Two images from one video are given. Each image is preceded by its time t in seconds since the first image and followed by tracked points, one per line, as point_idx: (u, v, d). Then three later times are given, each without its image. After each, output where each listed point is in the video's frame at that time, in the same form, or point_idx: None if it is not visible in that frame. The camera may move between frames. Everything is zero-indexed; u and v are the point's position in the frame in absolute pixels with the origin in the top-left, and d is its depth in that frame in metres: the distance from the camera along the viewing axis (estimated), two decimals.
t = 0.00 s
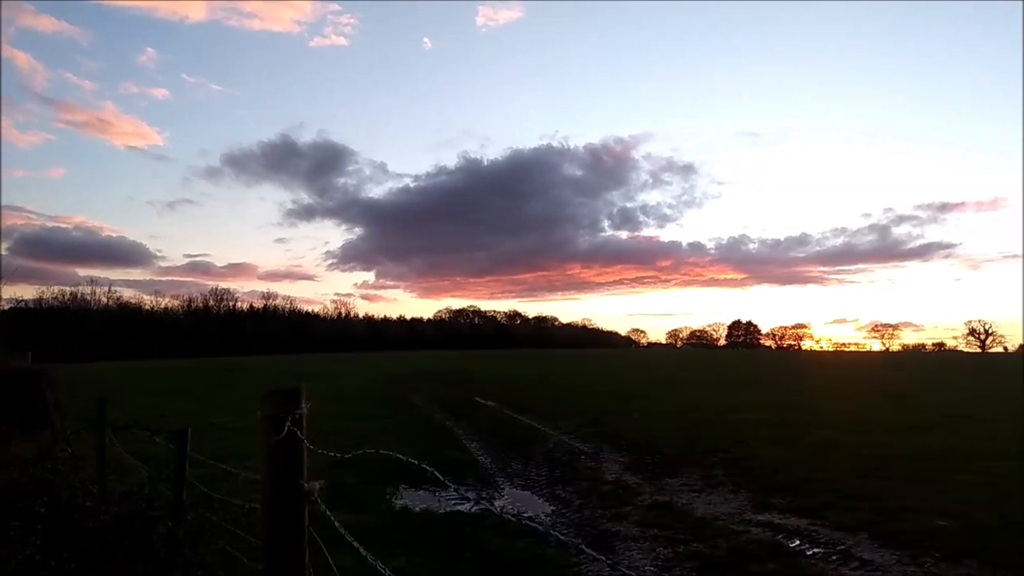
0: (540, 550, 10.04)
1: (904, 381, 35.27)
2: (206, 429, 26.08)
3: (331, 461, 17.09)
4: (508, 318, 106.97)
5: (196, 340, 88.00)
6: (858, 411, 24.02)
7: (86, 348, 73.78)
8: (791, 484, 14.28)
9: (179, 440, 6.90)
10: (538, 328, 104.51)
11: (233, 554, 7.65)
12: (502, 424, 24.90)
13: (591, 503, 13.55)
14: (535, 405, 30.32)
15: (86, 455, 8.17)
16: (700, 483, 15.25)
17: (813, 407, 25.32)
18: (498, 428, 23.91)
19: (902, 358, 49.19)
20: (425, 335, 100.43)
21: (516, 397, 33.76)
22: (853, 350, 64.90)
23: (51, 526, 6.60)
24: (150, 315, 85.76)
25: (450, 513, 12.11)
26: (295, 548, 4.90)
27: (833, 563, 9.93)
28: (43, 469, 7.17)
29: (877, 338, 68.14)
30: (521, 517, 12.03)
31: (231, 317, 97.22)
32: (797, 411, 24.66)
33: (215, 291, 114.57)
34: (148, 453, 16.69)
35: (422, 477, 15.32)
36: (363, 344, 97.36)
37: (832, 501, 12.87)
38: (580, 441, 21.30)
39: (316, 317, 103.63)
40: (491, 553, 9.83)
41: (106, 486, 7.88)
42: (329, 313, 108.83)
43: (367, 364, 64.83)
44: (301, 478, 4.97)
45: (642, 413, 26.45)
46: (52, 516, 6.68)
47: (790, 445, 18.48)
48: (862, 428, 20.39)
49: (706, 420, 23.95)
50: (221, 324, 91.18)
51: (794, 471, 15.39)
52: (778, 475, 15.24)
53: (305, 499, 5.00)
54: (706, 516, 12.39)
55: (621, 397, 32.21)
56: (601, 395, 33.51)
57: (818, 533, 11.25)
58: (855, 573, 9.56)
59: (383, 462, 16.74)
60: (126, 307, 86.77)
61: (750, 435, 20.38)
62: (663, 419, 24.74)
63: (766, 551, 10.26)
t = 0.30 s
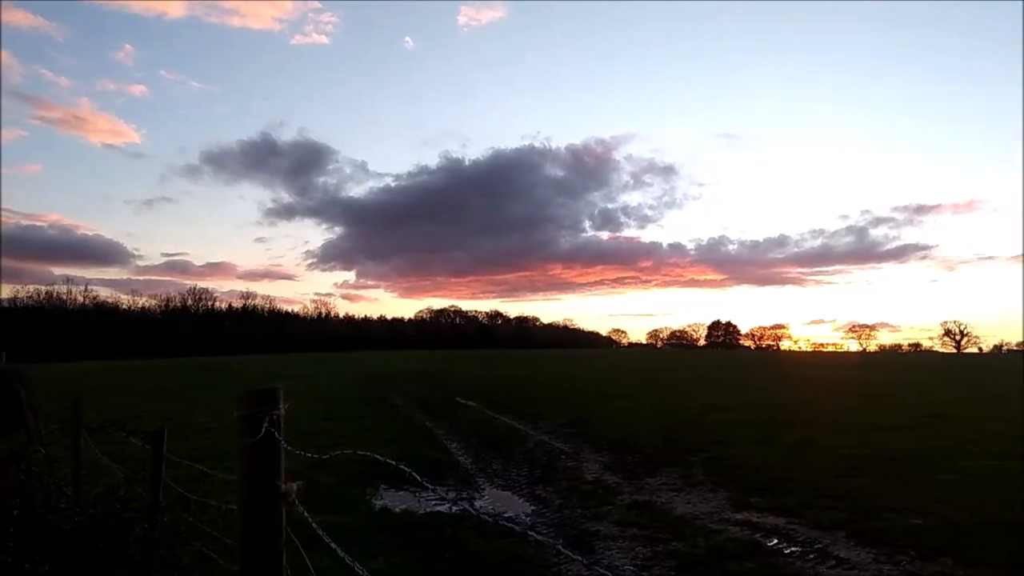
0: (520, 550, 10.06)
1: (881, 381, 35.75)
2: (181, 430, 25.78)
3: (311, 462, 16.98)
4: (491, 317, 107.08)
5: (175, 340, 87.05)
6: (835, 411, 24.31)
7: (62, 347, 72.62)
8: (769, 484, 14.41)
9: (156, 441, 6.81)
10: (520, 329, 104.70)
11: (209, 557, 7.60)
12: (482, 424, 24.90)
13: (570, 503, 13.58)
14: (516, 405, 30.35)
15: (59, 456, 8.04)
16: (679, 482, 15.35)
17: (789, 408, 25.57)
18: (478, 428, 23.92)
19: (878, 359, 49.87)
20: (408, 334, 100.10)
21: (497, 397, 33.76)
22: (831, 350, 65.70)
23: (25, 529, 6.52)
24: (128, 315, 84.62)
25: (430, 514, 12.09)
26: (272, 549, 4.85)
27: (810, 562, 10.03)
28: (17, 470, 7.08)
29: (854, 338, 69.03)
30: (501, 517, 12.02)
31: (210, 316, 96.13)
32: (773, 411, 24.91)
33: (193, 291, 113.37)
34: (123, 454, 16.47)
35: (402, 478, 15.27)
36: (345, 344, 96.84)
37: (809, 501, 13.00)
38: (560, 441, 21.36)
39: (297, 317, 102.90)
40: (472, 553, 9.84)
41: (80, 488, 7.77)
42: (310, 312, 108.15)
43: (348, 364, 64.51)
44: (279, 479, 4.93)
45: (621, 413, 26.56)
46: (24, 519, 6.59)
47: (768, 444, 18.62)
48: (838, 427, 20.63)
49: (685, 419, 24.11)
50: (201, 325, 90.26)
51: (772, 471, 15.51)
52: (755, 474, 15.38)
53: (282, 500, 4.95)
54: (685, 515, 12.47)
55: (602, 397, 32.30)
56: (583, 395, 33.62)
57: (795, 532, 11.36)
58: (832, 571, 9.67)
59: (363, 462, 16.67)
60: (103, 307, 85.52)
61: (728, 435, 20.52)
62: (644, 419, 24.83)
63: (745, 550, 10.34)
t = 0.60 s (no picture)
0: (500, 550, 10.06)
1: (859, 380, 36.18)
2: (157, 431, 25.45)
3: (290, 463, 16.84)
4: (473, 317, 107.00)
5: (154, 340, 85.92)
6: (812, 411, 24.56)
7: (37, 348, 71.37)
8: (748, 483, 14.54)
9: (132, 442, 6.74)
10: (502, 329, 104.71)
11: (185, 558, 7.52)
12: (463, 424, 24.88)
13: (551, 503, 13.61)
14: (497, 406, 30.34)
15: (31, 458, 7.92)
16: (659, 481, 15.45)
17: (767, 407, 25.83)
18: (459, 429, 23.87)
19: (855, 359, 50.54)
20: (390, 334, 99.67)
21: (479, 397, 33.71)
22: (808, 350, 66.34)
23: None
24: (105, 315, 83.37)
25: (410, 514, 12.06)
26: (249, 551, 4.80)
27: (788, 560, 10.14)
28: None
29: (832, 338, 69.82)
30: (481, 518, 12.02)
31: (188, 315, 94.90)
32: (750, 410, 25.16)
33: (171, 290, 111.96)
34: (98, 456, 16.22)
35: (382, 479, 15.20)
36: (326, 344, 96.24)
37: (787, 500, 13.14)
38: (541, 441, 21.39)
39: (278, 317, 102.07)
40: (452, 554, 9.83)
41: (53, 490, 7.65)
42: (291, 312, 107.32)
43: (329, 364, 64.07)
44: (256, 480, 4.88)
45: (601, 413, 26.66)
46: None
47: (746, 444, 18.80)
48: (815, 427, 20.87)
49: (665, 419, 24.25)
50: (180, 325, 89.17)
51: (750, 470, 15.65)
52: (734, 473, 15.52)
53: (260, 501, 4.90)
54: (665, 514, 12.54)
55: (583, 397, 32.39)
56: (564, 395, 33.69)
57: (773, 531, 11.47)
58: (809, 570, 9.78)
59: (343, 463, 16.58)
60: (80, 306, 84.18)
61: (707, 435, 20.68)
62: (624, 419, 24.91)
63: (723, 549, 10.42)
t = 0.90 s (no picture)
0: (482, 550, 10.07)
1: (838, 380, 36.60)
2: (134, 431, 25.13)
3: (271, 463, 16.74)
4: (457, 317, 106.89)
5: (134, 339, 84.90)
6: (791, 410, 24.80)
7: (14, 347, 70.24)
8: (729, 482, 14.66)
9: (110, 443, 6.68)
10: (487, 329, 104.68)
11: (165, 559, 7.49)
12: (446, 424, 24.85)
13: (533, 503, 13.63)
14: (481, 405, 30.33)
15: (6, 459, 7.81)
16: (640, 480, 15.52)
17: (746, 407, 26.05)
18: (442, 429, 23.83)
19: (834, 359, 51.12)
20: (374, 334, 99.28)
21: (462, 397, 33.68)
22: (788, 350, 66.98)
23: None
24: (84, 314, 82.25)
25: (392, 515, 12.03)
26: (230, 552, 4.76)
27: (768, 559, 10.22)
28: None
29: (811, 338, 70.55)
30: (463, 518, 12.01)
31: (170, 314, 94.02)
32: (729, 410, 25.38)
33: (151, 289, 110.66)
34: (75, 456, 16.00)
35: (364, 479, 15.15)
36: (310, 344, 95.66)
37: (767, 498, 13.27)
38: (523, 441, 21.41)
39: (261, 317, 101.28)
40: (434, 554, 9.82)
41: (30, 492, 7.55)
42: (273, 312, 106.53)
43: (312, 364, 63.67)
44: (235, 481, 4.83)
45: (583, 413, 26.76)
46: None
47: (727, 443, 18.94)
48: (794, 426, 21.06)
49: (647, 419, 24.37)
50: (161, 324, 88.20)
51: (731, 469, 15.76)
52: (715, 472, 15.64)
53: (240, 501, 4.85)
54: (646, 514, 12.61)
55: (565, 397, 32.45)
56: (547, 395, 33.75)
57: (754, 530, 11.56)
58: (789, 569, 9.88)
59: (325, 463, 16.50)
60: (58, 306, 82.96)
61: (688, 434, 20.81)
62: (607, 418, 25.01)
63: (705, 548, 10.49)
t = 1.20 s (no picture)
0: (466, 550, 10.07)
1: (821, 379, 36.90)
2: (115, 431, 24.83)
3: (255, 463, 16.64)
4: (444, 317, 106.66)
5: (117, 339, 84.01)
6: (774, 409, 24.94)
7: None
8: (713, 481, 14.73)
9: (90, 444, 6.61)
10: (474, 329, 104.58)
11: (146, 560, 7.43)
12: (432, 424, 24.80)
13: (517, 502, 13.63)
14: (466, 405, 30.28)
15: None
16: (625, 479, 15.57)
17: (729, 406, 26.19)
18: (427, 428, 23.79)
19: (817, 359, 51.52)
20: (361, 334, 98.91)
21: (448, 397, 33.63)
22: (772, 350, 67.47)
23: None
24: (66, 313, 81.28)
25: (376, 515, 12.00)
26: (211, 552, 4.72)
27: (751, 557, 10.29)
28: None
29: (794, 338, 71.11)
30: (448, 518, 12.00)
31: (153, 312, 93.15)
32: (712, 409, 25.52)
33: (133, 287, 109.60)
34: (54, 456, 15.82)
35: (348, 479, 15.09)
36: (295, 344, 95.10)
37: (750, 497, 13.35)
38: (508, 440, 21.39)
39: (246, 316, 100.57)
40: (418, 553, 9.80)
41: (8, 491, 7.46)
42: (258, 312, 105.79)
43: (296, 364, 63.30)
44: (217, 481, 4.80)
45: (567, 412, 26.81)
46: None
47: (711, 442, 19.03)
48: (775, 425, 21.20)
49: (631, 418, 24.44)
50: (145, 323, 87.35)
51: (715, 468, 15.84)
52: (699, 471, 15.71)
53: (221, 501, 4.81)
54: (631, 512, 12.65)
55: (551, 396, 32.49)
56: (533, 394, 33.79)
57: (737, 528, 11.63)
58: (772, 567, 9.94)
59: (309, 463, 16.43)
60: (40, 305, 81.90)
61: (672, 433, 20.88)
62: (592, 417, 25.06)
63: (688, 546, 10.54)
